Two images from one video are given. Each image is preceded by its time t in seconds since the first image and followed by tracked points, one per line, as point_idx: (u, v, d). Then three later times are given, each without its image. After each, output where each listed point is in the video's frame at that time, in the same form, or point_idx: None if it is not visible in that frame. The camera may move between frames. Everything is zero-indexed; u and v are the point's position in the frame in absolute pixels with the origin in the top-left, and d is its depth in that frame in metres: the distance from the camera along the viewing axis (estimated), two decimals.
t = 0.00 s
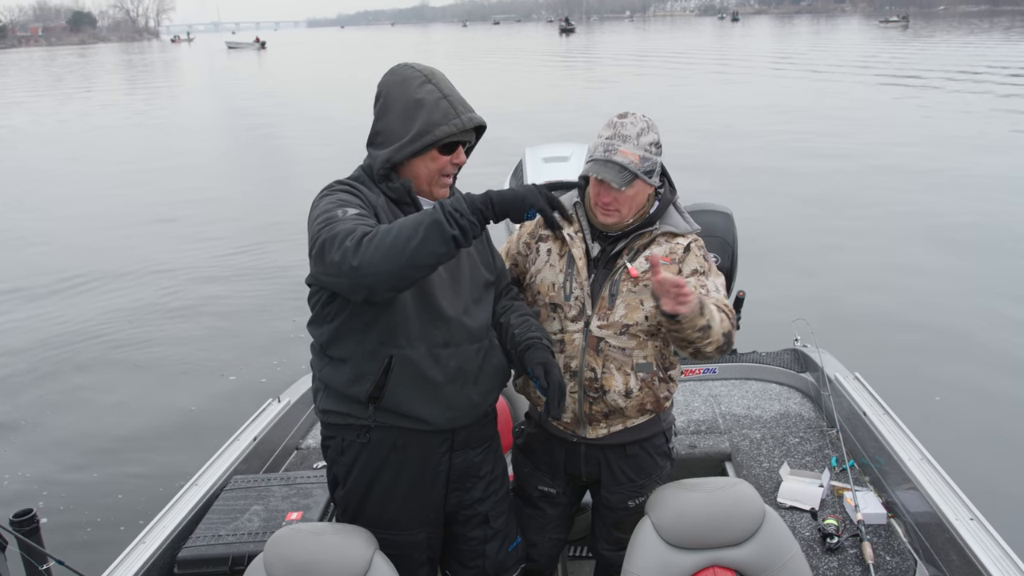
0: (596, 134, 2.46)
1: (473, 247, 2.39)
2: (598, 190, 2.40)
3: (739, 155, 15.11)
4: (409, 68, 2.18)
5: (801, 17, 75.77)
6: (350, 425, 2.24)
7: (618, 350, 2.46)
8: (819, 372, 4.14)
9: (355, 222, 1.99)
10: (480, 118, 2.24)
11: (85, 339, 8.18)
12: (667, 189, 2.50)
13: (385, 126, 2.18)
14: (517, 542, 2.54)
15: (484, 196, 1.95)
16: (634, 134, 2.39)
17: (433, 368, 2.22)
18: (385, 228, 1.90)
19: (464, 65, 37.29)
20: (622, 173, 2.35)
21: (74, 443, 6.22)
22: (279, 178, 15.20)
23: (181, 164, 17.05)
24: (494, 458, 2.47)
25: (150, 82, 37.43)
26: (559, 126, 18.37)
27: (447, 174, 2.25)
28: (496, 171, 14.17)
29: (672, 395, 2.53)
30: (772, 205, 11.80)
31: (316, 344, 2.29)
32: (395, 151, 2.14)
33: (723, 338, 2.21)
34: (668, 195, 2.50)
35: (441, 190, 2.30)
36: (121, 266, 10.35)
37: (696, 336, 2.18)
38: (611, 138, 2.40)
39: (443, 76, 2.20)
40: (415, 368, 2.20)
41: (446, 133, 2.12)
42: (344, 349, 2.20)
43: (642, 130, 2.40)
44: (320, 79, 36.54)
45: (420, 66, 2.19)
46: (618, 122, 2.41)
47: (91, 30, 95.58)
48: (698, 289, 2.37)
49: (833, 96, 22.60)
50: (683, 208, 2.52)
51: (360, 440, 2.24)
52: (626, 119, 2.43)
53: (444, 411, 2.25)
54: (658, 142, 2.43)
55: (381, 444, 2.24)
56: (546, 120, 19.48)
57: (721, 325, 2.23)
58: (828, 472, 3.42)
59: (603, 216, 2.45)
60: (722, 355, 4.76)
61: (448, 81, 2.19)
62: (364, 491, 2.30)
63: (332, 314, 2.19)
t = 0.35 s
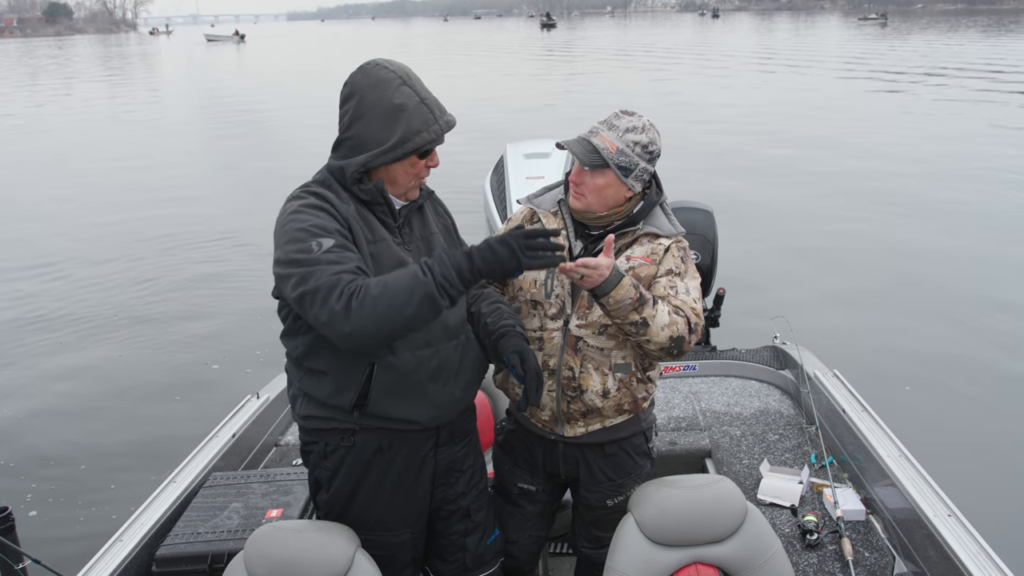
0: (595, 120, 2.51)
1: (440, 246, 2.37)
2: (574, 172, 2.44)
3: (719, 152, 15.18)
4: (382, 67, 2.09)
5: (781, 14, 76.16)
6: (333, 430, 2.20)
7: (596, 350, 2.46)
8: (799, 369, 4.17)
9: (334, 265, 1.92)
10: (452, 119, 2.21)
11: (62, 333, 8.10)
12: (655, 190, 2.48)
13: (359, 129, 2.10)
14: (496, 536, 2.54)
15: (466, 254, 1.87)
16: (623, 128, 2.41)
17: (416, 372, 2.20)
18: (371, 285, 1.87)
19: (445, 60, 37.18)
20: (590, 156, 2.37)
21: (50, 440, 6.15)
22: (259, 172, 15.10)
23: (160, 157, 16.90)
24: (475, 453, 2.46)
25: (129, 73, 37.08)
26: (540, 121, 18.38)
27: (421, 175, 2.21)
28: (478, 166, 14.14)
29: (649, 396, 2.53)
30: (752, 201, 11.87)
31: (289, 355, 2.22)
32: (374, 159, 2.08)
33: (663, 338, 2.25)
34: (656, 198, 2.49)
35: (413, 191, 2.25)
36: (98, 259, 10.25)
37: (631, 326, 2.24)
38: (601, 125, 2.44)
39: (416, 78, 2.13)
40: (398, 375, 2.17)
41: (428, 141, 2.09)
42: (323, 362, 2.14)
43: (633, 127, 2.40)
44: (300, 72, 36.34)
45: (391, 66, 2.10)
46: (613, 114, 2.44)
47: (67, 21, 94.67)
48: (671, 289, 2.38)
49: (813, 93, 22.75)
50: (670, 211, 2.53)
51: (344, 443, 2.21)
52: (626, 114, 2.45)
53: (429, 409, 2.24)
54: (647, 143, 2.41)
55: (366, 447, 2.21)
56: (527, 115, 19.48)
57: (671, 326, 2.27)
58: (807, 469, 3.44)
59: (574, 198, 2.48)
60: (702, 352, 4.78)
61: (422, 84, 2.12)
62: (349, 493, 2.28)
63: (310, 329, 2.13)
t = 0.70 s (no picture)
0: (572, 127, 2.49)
1: (424, 246, 2.34)
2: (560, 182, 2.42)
3: (712, 151, 15.19)
4: (360, 68, 2.07)
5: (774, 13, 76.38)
6: (322, 435, 2.17)
7: (591, 351, 2.44)
8: (789, 368, 4.17)
9: (316, 287, 1.92)
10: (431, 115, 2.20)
11: (50, 333, 8.05)
12: (644, 191, 2.48)
13: (341, 130, 2.07)
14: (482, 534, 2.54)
15: (449, 286, 1.97)
16: (602, 131, 2.39)
17: (404, 373, 2.20)
18: (355, 316, 1.88)
19: (438, 58, 37.11)
20: (574, 164, 2.35)
21: (40, 440, 6.12)
22: (250, 171, 15.05)
23: (152, 156, 16.84)
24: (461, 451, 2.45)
25: (121, 72, 36.94)
26: (534, 120, 18.36)
27: (404, 174, 2.19)
28: (470, 165, 14.11)
29: (643, 396, 2.52)
30: (743, 201, 11.88)
31: (274, 362, 2.18)
32: (357, 158, 2.06)
33: (691, 348, 2.22)
34: (645, 197, 2.48)
35: (396, 191, 2.23)
36: (88, 258, 10.18)
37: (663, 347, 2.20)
38: (578, 132, 2.42)
39: (395, 76, 2.12)
40: (386, 377, 2.17)
41: (411, 137, 2.08)
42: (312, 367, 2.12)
43: (611, 129, 2.39)
44: (293, 71, 36.25)
45: (369, 64, 2.09)
46: (590, 118, 2.42)
47: (57, 18, 94.22)
48: (675, 295, 2.35)
49: (806, 92, 22.78)
50: (661, 211, 2.50)
51: (335, 447, 2.17)
52: (602, 116, 2.44)
53: (419, 410, 2.22)
54: (628, 142, 2.39)
55: (357, 450, 2.18)
56: (521, 113, 19.44)
57: (693, 333, 2.26)
58: (798, 469, 3.43)
59: (566, 210, 2.46)
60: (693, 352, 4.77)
61: (400, 82, 2.11)
62: (340, 497, 2.24)
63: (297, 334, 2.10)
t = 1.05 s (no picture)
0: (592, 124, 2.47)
1: (439, 241, 2.33)
2: (580, 183, 2.39)
3: (733, 146, 15.09)
4: (370, 63, 2.07)
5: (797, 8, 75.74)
6: (339, 434, 2.17)
7: (604, 347, 2.42)
8: (810, 365, 4.13)
9: (331, 289, 1.92)
10: (442, 110, 2.19)
11: (73, 329, 8.13)
12: (662, 187, 2.46)
13: (353, 129, 2.07)
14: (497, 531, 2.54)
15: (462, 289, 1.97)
16: (621, 129, 2.36)
17: (421, 372, 2.20)
18: (370, 318, 1.89)
19: (459, 55, 37.11)
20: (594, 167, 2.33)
21: (63, 435, 6.16)
22: (271, 168, 15.13)
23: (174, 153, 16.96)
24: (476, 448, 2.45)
25: (145, 69, 37.23)
26: (554, 116, 18.32)
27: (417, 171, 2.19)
28: (490, 161, 14.10)
29: (658, 394, 2.51)
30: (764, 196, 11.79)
31: (291, 362, 2.18)
32: (369, 156, 2.05)
33: (677, 346, 2.23)
34: (663, 193, 2.46)
35: (410, 187, 2.22)
36: (111, 254, 10.28)
37: (648, 337, 2.22)
38: (598, 131, 2.40)
39: (403, 71, 2.11)
40: (404, 376, 2.17)
41: (422, 134, 2.07)
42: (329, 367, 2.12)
43: (629, 127, 2.37)
44: (315, 68, 36.38)
45: (377, 61, 2.09)
46: (607, 117, 2.40)
47: (82, 17, 95.07)
48: (684, 293, 2.36)
49: (829, 86, 22.60)
50: (679, 208, 2.49)
51: (352, 447, 2.17)
52: (621, 113, 2.41)
53: (435, 408, 2.22)
54: (647, 139, 2.37)
55: (374, 449, 2.18)
56: (541, 109, 19.42)
57: (687, 333, 2.25)
58: (818, 468, 3.40)
59: (587, 209, 2.44)
60: (713, 349, 4.74)
61: (408, 77, 2.10)
62: (357, 495, 2.24)
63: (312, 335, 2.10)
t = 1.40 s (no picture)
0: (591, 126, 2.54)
1: (433, 251, 2.35)
2: (573, 176, 2.45)
3: (729, 153, 15.17)
4: (364, 73, 2.09)
5: (793, 15, 76.26)
6: (334, 442, 2.18)
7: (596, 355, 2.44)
8: (803, 373, 4.16)
9: (320, 301, 1.94)
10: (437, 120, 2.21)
11: (69, 336, 8.14)
12: (655, 195, 2.50)
13: (348, 138, 2.09)
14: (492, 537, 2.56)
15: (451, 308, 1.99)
16: (619, 130, 2.43)
17: (415, 381, 2.22)
18: (359, 332, 1.91)
19: (457, 62, 37.22)
20: (587, 159, 2.38)
21: (55, 442, 6.15)
22: (269, 174, 15.16)
23: (171, 158, 16.99)
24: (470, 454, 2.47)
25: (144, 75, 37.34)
26: (551, 122, 18.39)
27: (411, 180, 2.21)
28: (487, 168, 14.15)
29: (649, 401, 2.53)
30: (759, 202, 11.85)
31: (285, 371, 2.19)
32: (364, 165, 2.07)
33: (682, 360, 2.26)
34: (656, 202, 2.49)
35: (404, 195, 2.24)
36: (107, 260, 10.30)
37: (655, 356, 2.24)
38: (596, 130, 2.46)
39: (398, 81, 2.13)
40: (397, 384, 2.19)
41: (416, 143, 2.09)
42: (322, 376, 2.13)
43: (628, 129, 2.43)
44: (313, 74, 36.46)
45: (373, 70, 2.11)
46: (607, 118, 2.46)
47: (80, 23, 95.23)
48: (677, 305, 2.37)
49: (825, 94, 22.73)
50: (671, 218, 2.51)
51: (347, 454, 2.19)
52: (619, 118, 2.48)
53: (430, 415, 2.24)
54: (644, 144, 2.44)
55: (369, 456, 2.20)
56: (538, 116, 19.50)
57: (687, 347, 2.28)
58: (810, 474, 3.42)
59: (577, 208, 2.47)
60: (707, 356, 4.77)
61: (402, 87, 2.13)
62: (352, 502, 2.25)
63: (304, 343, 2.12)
